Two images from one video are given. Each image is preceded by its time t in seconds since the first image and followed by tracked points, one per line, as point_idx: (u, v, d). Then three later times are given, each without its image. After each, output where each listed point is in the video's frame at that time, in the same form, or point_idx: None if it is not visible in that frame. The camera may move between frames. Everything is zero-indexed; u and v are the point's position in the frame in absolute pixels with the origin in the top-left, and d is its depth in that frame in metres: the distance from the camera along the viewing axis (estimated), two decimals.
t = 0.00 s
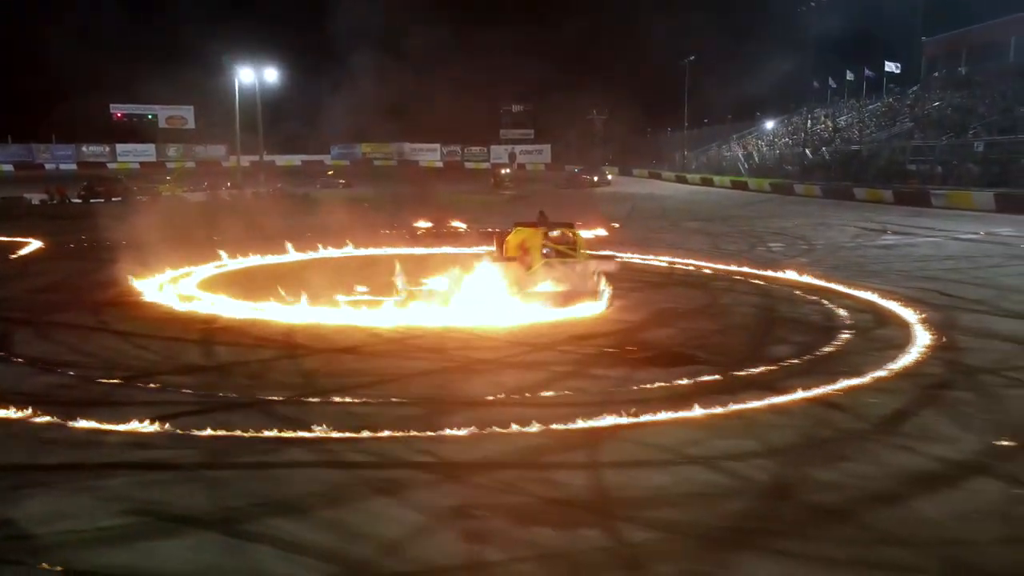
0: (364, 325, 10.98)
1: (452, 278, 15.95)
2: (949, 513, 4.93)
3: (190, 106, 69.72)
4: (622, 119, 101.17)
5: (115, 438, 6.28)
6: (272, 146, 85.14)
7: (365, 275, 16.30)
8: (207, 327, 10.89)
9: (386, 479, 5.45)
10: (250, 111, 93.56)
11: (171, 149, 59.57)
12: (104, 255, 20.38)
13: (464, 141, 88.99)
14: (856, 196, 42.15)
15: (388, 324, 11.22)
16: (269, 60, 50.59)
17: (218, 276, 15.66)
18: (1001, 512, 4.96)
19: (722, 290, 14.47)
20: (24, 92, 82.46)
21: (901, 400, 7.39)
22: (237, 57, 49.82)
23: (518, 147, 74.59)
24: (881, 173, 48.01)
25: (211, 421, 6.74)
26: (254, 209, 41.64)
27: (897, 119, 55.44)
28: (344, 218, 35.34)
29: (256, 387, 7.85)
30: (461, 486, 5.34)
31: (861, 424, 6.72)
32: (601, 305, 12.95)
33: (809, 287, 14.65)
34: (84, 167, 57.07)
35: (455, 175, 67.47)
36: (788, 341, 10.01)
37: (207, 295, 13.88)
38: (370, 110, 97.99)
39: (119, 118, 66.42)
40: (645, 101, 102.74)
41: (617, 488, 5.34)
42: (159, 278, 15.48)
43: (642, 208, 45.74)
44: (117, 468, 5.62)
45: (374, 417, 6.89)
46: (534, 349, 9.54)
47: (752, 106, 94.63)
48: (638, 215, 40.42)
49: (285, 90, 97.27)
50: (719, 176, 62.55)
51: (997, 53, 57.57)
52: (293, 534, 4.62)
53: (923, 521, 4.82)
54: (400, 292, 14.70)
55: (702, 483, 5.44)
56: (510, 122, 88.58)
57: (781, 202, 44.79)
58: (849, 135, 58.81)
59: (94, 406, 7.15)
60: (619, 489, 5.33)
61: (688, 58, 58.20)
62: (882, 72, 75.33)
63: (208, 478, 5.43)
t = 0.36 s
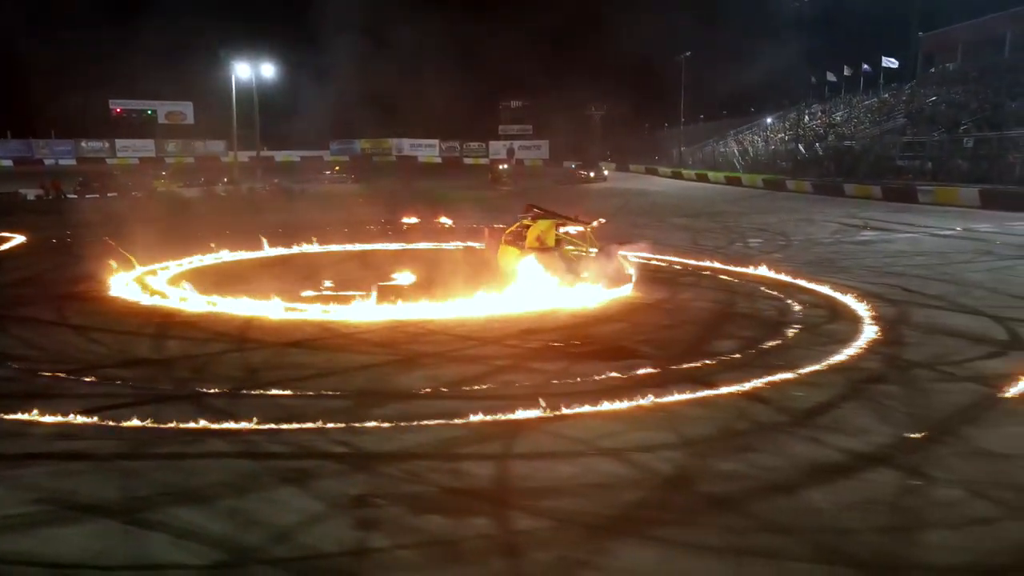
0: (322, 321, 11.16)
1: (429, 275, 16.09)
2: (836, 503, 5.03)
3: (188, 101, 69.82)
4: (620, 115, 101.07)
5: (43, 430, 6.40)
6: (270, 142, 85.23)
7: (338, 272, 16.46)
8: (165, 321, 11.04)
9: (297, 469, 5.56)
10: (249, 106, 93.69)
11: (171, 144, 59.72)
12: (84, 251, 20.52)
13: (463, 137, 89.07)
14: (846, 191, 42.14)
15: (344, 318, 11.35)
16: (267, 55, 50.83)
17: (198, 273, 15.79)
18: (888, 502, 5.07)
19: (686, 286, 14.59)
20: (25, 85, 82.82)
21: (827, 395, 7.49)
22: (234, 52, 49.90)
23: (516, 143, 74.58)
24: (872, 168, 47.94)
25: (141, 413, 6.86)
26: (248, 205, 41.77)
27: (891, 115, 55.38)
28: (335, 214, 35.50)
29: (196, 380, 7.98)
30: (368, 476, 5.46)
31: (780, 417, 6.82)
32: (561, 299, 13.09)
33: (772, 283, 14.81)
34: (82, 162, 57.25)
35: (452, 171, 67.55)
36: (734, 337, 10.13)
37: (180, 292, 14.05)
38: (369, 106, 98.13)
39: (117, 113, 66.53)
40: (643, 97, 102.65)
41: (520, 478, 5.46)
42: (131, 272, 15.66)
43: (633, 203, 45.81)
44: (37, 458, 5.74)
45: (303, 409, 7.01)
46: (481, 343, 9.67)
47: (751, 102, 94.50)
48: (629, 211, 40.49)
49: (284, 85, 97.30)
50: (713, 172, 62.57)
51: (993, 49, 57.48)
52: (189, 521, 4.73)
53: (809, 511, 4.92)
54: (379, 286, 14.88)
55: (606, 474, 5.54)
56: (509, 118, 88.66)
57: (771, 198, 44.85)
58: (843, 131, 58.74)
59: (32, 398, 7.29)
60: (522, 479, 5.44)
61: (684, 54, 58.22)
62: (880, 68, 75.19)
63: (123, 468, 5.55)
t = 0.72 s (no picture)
0: (281, 317, 11.29)
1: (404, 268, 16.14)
2: (732, 493, 5.14)
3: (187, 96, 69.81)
4: (619, 111, 100.90)
5: None
6: (269, 138, 85.29)
7: (311, 266, 16.56)
8: (125, 316, 11.19)
9: (214, 459, 5.66)
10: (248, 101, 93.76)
11: (169, 139, 59.88)
12: (66, 246, 20.65)
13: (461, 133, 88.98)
14: (836, 187, 42.09)
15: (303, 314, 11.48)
16: (263, 51, 50.85)
17: (170, 267, 15.92)
18: (785, 492, 5.17)
19: (653, 281, 14.67)
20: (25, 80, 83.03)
21: (758, 388, 7.58)
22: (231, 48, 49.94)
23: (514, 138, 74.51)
24: (865, 164, 47.83)
25: (77, 406, 6.98)
26: (243, 200, 41.85)
27: (886, 111, 55.21)
28: (328, 209, 35.55)
29: (139, 373, 8.10)
30: (282, 466, 5.55)
31: (705, 410, 6.91)
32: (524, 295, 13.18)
33: (740, 278, 14.90)
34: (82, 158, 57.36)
35: (450, 166, 67.56)
36: (684, 331, 10.22)
37: (149, 288, 14.19)
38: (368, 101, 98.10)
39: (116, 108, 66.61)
40: (642, 93, 102.44)
41: (431, 470, 5.55)
42: (105, 268, 15.85)
43: (626, 198, 45.89)
44: None
45: (238, 402, 7.12)
46: (432, 337, 9.79)
47: (749, 98, 94.29)
48: (620, 206, 40.51)
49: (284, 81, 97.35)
50: (708, 168, 62.58)
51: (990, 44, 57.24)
52: (94, 510, 4.83)
53: (704, 501, 5.02)
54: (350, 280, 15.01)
55: (517, 464, 5.64)
56: (507, 114, 88.57)
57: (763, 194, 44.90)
58: (838, 127, 58.62)
59: None
60: (432, 471, 5.53)
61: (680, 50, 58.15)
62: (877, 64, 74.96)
63: (44, 458, 5.66)
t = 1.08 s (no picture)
0: (244, 312, 11.38)
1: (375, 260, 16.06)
2: (640, 485, 5.23)
3: (188, 92, 69.88)
4: (620, 106, 100.73)
5: None
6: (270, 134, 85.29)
7: (286, 259, 16.55)
8: (90, 311, 11.30)
9: (140, 451, 5.76)
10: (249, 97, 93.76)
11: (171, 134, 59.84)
12: (51, 241, 20.74)
13: (462, 129, 88.92)
14: (830, 183, 41.97)
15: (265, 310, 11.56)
16: (262, 46, 50.79)
17: (144, 262, 15.93)
18: (693, 484, 5.25)
19: (625, 276, 14.72)
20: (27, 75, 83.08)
21: (698, 382, 7.66)
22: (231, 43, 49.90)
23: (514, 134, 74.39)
24: (860, 161, 47.71)
25: (18, 399, 7.08)
26: (240, 196, 41.85)
27: (883, 106, 55.06)
28: (323, 206, 35.57)
29: (89, 367, 8.21)
30: (205, 457, 5.64)
31: (638, 403, 6.98)
32: (490, 289, 13.24)
33: (711, 274, 14.92)
34: (84, 154, 57.35)
35: (449, 162, 67.49)
36: (640, 326, 10.28)
37: (120, 283, 14.26)
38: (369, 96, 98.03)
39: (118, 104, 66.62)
40: (643, 88, 102.20)
41: (350, 462, 5.63)
42: (81, 263, 15.95)
43: (622, 194, 45.80)
44: None
45: (178, 395, 7.21)
46: (388, 332, 9.89)
47: (749, 93, 94.04)
48: (615, 202, 40.45)
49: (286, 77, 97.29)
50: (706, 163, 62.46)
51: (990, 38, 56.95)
52: (8, 501, 4.92)
53: (611, 492, 5.12)
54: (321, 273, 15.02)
55: (437, 457, 5.72)
56: (508, 109, 88.49)
57: (757, 190, 44.86)
58: (836, 123, 58.47)
59: None
60: (352, 463, 5.61)
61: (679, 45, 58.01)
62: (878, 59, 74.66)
63: None
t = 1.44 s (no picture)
0: (216, 305, 11.50)
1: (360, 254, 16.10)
2: (561, 478, 5.28)
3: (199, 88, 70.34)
4: (629, 102, 100.39)
5: None
6: (280, 129, 85.65)
7: (269, 252, 16.59)
8: (66, 305, 11.48)
9: (79, 442, 5.87)
10: (260, 92, 94.22)
11: (182, 130, 60.29)
12: (47, 235, 21.01)
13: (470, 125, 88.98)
14: (833, 179, 41.75)
15: (238, 304, 11.67)
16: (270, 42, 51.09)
17: (129, 256, 16.06)
18: (613, 478, 5.30)
19: (605, 269, 14.70)
20: (42, 71, 84.05)
21: (646, 377, 7.70)
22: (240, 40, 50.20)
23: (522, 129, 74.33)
24: (865, 156, 47.37)
25: None
26: (247, 192, 42.14)
27: (890, 101, 54.63)
28: (326, 201, 35.77)
29: (51, 359, 8.36)
30: (140, 448, 5.75)
31: (581, 398, 7.04)
32: (465, 282, 13.24)
33: (691, 269, 14.92)
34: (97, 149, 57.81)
35: (456, 157, 67.58)
36: (604, 322, 10.31)
37: (100, 277, 14.40)
38: (379, 92, 98.23)
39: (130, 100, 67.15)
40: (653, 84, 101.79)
41: (281, 454, 5.72)
42: (68, 257, 16.15)
43: (624, 190, 45.71)
44: None
45: (130, 387, 7.34)
46: (353, 327, 9.97)
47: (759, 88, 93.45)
48: (617, 197, 40.39)
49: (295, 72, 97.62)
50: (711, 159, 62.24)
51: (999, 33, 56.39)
52: None
53: (529, 485, 5.18)
54: (301, 266, 15.06)
55: (368, 450, 5.80)
56: (517, 105, 88.43)
57: (759, 186, 44.69)
58: (842, 119, 58.08)
59: None
60: (283, 455, 5.71)
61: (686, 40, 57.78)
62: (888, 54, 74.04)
63: None
